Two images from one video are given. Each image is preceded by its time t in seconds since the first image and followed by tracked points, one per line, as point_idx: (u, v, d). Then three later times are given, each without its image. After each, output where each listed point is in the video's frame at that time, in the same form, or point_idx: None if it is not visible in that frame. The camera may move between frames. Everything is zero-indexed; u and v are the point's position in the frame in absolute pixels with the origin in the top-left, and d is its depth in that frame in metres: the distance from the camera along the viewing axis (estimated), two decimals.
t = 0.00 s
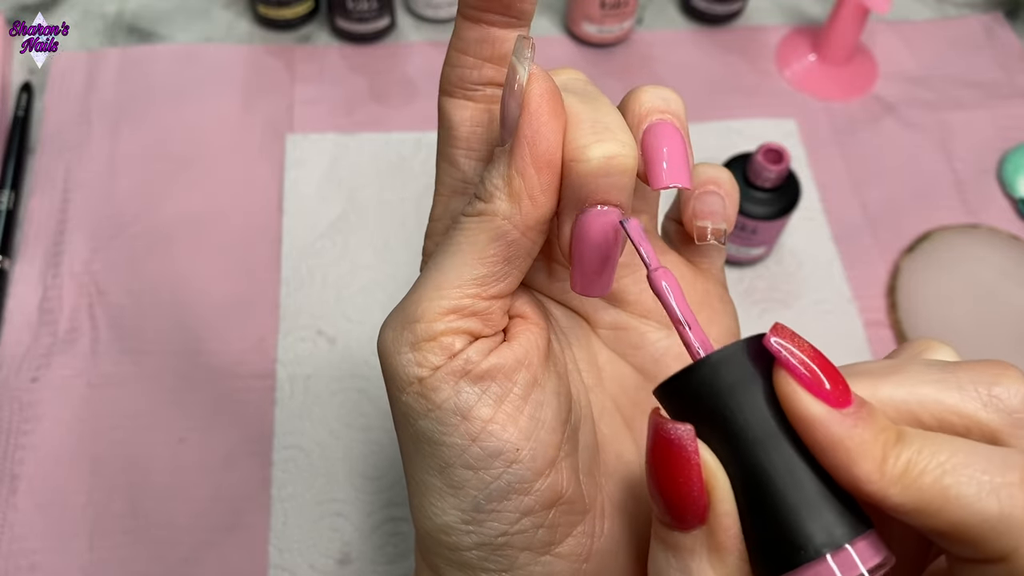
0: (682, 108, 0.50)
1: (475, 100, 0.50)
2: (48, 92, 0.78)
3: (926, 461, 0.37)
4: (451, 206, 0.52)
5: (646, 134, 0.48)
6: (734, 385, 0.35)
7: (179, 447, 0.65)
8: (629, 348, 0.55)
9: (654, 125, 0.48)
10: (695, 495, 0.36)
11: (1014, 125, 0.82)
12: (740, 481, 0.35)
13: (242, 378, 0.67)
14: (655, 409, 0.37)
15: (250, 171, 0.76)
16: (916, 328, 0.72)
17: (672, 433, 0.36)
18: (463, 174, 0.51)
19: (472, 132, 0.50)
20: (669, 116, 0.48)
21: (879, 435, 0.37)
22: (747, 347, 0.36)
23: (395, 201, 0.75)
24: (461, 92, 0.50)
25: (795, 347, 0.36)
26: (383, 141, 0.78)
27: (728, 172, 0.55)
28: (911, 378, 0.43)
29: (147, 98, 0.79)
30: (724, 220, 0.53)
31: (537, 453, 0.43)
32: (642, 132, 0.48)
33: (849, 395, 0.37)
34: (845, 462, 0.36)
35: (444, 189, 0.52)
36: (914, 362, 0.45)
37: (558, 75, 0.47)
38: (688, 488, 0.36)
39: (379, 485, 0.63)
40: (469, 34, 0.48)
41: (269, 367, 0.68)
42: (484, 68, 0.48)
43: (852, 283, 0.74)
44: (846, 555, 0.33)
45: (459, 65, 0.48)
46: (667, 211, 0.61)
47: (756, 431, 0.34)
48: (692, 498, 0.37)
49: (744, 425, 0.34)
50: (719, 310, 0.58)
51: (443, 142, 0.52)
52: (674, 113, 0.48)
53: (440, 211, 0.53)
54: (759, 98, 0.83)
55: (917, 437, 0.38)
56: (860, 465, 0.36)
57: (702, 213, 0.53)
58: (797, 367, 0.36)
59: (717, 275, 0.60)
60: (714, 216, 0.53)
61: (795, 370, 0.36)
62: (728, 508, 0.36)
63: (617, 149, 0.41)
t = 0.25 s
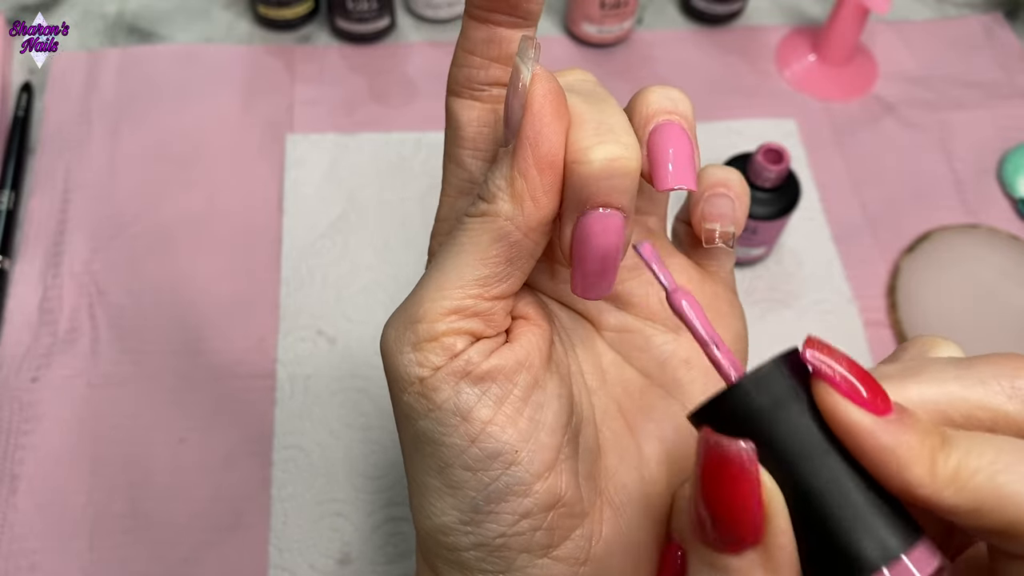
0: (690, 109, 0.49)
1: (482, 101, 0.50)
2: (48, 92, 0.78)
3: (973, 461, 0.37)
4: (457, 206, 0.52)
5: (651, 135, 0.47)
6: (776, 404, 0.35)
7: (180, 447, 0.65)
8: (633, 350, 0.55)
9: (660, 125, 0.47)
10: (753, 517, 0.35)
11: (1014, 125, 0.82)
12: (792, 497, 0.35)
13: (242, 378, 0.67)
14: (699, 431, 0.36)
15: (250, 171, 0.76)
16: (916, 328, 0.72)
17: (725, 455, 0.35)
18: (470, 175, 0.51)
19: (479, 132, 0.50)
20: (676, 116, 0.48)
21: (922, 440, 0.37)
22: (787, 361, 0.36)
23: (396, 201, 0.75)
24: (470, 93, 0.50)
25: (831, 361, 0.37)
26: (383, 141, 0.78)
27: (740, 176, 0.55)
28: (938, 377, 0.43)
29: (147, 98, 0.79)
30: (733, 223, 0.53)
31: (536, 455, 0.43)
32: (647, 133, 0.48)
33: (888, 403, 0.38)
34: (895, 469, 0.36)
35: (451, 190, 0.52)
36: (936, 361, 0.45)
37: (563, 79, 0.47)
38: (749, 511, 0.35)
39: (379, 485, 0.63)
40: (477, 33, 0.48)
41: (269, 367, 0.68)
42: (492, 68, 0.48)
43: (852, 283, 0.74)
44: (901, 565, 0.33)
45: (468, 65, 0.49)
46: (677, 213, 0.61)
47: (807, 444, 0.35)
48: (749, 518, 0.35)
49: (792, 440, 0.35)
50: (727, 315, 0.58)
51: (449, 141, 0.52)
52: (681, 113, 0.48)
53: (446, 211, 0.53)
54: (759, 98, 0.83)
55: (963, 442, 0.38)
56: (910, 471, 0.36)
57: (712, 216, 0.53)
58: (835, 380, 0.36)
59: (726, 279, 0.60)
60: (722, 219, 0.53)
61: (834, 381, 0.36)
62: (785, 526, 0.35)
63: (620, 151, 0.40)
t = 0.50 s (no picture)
0: (673, 105, 0.49)
1: (468, 102, 0.49)
2: (48, 92, 0.78)
3: (900, 457, 0.37)
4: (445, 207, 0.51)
5: (635, 130, 0.47)
6: (710, 439, 0.35)
7: (179, 447, 0.65)
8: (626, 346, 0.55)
9: (642, 121, 0.47)
10: (702, 545, 0.35)
11: (1014, 125, 0.82)
12: (742, 523, 0.34)
13: (242, 378, 0.67)
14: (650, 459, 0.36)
15: (250, 171, 0.76)
16: (918, 328, 0.72)
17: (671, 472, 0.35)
18: (457, 175, 0.51)
19: (467, 133, 0.50)
20: (658, 111, 0.48)
21: (850, 450, 0.37)
22: (708, 400, 0.36)
23: (395, 201, 0.75)
24: (455, 94, 0.49)
25: (745, 385, 0.37)
26: (383, 141, 0.78)
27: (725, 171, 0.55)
28: (864, 388, 0.43)
29: (147, 98, 0.79)
30: (718, 220, 0.53)
31: (529, 447, 0.43)
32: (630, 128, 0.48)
33: (812, 419, 0.38)
34: (826, 479, 0.36)
35: (438, 190, 0.51)
36: (861, 371, 0.45)
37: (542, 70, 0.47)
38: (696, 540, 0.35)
39: (379, 484, 0.63)
40: (462, 36, 0.48)
41: (269, 367, 0.68)
42: (477, 70, 0.48)
43: (851, 283, 0.74)
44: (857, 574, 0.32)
45: (453, 66, 0.49)
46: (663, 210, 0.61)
47: (741, 472, 0.34)
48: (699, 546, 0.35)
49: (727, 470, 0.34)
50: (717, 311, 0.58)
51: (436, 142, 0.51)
52: (663, 108, 0.48)
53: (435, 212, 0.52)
54: (759, 99, 0.83)
55: (889, 440, 0.38)
56: (838, 475, 0.36)
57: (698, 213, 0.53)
58: (759, 407, 0.36)
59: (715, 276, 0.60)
60: (708, 216, 0.53)
61: (759, 410, 0.36)
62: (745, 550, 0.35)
63: (603, 139, 0.41)
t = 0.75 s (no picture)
0: (686, 109, 0.49)
1: (477, 102, 0.50)
2: (48, 92, 0.78)
3: (922, 443, 0.36)
4: (454, 207, 0.52)
5: (648, 133, 0.47)
6: (728, 376, 0.34)
7: (179, 447, 0.65)
8: (631, 350, 0.55)
9: (656, 123, 0.47)
10: (692, 481, 0.36)
11: (1014, 125, 0.82)
12: (735, 464, 0.35)
13: (242, 378, 0.67)
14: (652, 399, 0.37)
15: (250, 171, 0.76)
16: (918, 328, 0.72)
17: (668, 423, 0.36)
18: (467, 176, 0.51)
19: (474, 134, 0.50)
20: (671, 114, 0.48)
21: (873, 418, 0.36)
22: (741, 334, 0.35)
23: (396, 201, 0.75)
24: (465, 95, 0.49)
25: (790, 331, 0.35)
26: (383, 141, 0.78)
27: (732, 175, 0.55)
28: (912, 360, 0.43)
29: (147, 98, 0.79)
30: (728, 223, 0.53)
31: (546, 453, 0.43)
32: (643, 129, 0.48)
33: (847, 379, 0.36)
34: (843, 446, 0.35)
35: (447, 192, 0.52)
36: (915, 346, 0.44)
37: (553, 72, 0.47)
38: (687, 477, 0.36)
39: (379, 484, 0.63)
40: (470, 35, 0.48)
41: (269, 367, 0.68)
42: (487, 70, 0.49)
43: (851, 283, 0.74)
44: (844, 538, 0.33)
45: (461, 66, 0.49)
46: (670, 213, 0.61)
47: (753, 417, 0.34)
48: (689, 486, 0.36)
49: (740, 413, 0.34)
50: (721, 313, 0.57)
51: (445, 144, 0.51)
52: (676, 111, 0.48)
53: (443, 213, 0.53)
54: (758, 99, 0.83)
55: (914, 422, 0.37)
56: (855, 447, 0.35)
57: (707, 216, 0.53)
58: (792, 351, 0.35)
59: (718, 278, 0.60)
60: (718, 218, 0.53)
61: (791, 353, 0.35)
62: (728, 494, 0.36)
63: (622, 143, 0.41)
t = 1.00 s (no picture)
0: (672, 107, 0.49)
1: (463, 104, 0.50)
2: (48, 92, 0.78)
3: (954, 490, 0.36)
4: (445, 208, 0.52)
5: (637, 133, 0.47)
6: (758, 441, 0.36)
7: (179, 447, 0.65)
8: (627, 345, 0.55)
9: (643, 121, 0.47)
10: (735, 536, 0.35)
11: (1013, 125, 0.82)
12: (775, 527, 0.35)
13: (242, 378, 0.67)
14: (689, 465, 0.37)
15: (250, 171, 0.76)
16: (918, 329, 0.72)
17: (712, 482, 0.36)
18: (455, 176, 0.51)
19: (463, 135, 0.50)
20: (658, 112, 0.48)
21: (904, 470, 0.37)
22: (761, 400, 0.37)
23: (395, 200, 0.75)
24: (450, 96, 0.49)
25: (809, 394, 0.37)
26: (383, 141, 0.78)
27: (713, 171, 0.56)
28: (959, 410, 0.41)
29: (147, 98, 0.79)
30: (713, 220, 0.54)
31: (550, 443, 0.43)
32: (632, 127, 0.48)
33: (869, 434, 0.38)
34: (875, 500, 0.35)
35: (437, 193, 0.52)
36: (926, 382, 0.44)
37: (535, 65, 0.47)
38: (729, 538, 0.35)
39: (379, 484, 0.63)
40: (455, 38, 0.48)
41: (269, 367, 0.68)
42: (471, 72, 0.49)
43: (851, 283, 0.74)
44: None
45: (446, 68, 0.49)
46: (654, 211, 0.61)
47: (786, 480, 0.35)
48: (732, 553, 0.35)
49: (769, 476, 0.36)
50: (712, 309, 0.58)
51: (431, 145, 0.51)
52: (663, 110, 0.48)
53: (434, 214, 0.53)
54: (758, 99, 0.83)
55: (943, 471, 0.37)
56: (890, 504, 0.35)
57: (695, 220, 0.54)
58: (813, 414, 0.37)
59: (710, 275, 0.59)
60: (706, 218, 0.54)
61: (812, 417, 0.37)
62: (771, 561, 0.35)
63: (612, 130, 0.42)
